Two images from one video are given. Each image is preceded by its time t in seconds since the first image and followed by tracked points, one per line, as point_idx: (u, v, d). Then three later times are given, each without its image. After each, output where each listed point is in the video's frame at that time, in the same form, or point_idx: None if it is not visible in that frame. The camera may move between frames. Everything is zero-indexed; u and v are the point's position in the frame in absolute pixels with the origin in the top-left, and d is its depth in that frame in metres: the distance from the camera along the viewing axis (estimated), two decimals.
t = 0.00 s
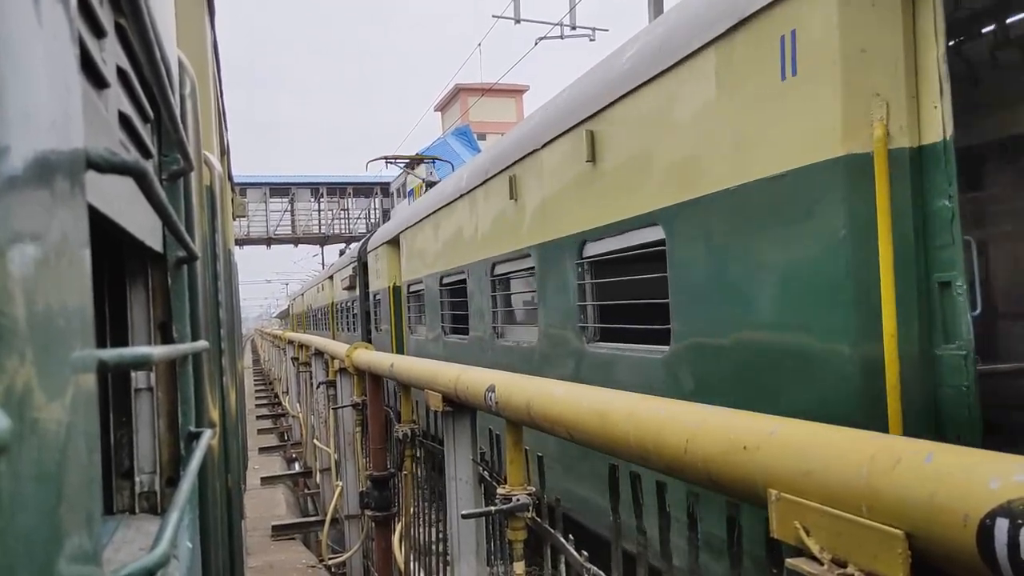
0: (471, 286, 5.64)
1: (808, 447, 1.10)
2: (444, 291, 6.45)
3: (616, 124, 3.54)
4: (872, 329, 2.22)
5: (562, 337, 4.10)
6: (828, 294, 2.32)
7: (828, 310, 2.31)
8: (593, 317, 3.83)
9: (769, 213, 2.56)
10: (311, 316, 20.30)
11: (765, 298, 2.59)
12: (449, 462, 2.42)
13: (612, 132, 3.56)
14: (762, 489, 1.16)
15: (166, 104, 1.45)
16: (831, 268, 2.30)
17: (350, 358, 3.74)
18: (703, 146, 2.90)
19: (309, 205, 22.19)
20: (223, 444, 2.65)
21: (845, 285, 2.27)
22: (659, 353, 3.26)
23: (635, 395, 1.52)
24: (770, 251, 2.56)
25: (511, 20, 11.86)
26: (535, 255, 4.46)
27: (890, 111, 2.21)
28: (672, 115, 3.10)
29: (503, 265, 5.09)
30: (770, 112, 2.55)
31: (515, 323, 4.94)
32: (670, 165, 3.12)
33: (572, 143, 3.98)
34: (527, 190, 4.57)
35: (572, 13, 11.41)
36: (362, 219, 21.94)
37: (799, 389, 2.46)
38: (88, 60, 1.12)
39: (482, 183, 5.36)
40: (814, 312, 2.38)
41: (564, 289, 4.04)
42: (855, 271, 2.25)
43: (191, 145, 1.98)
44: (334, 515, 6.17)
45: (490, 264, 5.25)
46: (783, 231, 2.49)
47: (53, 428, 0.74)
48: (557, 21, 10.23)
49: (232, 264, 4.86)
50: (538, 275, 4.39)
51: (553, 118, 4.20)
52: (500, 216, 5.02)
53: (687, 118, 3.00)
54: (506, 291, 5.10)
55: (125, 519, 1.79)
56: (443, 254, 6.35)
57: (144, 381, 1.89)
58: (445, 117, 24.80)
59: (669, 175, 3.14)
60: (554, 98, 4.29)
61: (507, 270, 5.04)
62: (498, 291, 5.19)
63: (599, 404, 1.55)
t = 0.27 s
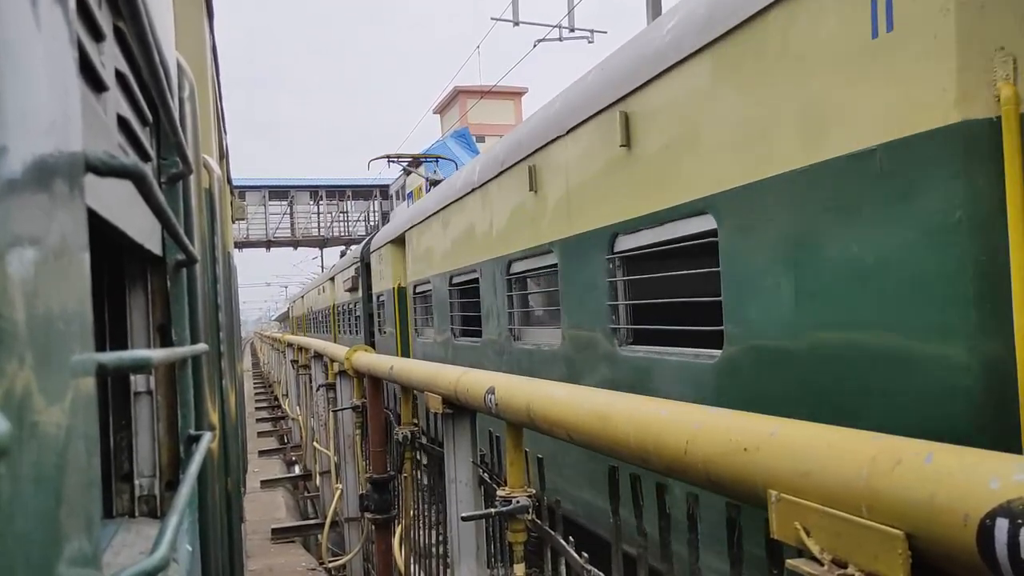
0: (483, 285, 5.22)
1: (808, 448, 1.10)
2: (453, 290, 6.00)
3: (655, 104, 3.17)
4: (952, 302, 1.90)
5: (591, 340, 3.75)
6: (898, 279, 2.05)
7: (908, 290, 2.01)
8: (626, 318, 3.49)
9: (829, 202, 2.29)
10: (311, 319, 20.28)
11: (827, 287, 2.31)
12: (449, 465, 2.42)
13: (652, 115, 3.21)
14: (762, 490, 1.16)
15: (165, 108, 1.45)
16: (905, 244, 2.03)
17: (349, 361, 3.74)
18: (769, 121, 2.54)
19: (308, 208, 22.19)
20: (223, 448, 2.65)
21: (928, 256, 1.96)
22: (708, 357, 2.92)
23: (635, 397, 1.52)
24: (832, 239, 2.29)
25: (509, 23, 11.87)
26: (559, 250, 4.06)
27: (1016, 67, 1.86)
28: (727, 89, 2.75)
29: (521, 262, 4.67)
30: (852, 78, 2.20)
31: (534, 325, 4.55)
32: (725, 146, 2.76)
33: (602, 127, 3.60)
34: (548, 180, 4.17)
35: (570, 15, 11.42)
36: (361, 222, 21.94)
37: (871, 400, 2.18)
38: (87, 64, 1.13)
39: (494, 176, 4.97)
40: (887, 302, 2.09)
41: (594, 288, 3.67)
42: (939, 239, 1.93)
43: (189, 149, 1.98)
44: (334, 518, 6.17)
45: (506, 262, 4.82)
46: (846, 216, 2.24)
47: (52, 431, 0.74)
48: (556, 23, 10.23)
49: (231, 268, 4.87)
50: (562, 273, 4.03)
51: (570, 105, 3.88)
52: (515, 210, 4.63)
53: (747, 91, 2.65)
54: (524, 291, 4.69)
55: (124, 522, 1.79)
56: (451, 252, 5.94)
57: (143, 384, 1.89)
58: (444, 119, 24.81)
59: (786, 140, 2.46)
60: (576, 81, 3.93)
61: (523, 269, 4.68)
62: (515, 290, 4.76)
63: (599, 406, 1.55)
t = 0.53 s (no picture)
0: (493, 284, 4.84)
1: (809, 450, 1.10)
2: (462, 291, 5.67)
3: (694, 83, 2.83)
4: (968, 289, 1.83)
5: (617, 344, 3.40)
6: (913, 274, 1.96)
7: (931, 281, 1.91)
8: (658, 320, 3.16)
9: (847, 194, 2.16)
10: (311, 322, 20.27)
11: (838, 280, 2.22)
12: (449, 467, 2.42)
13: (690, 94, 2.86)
14: (761, 492, 1.16)
15: (165, 110, 1.45)
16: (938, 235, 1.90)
17: (348, 363, 3.74)
18: (840, 94, 2.21)
19: (307, 211, 22.20)
20: (222, 450, 2.65)
21: (947, 245, 1.87)
22: (758, 364, 2.61)
23: (633, 399, 1.51)
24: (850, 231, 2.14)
25: (508, 26, 11.90)
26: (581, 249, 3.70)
27: None
28: (782, 63, 2.41)
29: (536, 260, 4.26)
30: (935, 40, 1.89)
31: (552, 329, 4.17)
32: (783, 123, 2.42)
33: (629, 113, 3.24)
34: (567, 174, 3.81)
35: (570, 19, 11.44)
36: (361, 225, 21.94)
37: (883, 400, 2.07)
38: (86, 66, 1.13)
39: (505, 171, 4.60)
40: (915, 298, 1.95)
41: (621, 289, 3.32)
42: (971, 232, 1.81)
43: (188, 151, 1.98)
44: (334, 521, 6.17)
45: (520, 260, 4.40)
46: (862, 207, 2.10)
47: (52, 434, 0.74)
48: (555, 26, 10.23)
49: (231, 271, 4.87)
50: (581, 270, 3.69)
51: (578, 98, 3.66)
52: (529, 207, 4.26)
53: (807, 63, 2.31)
54: (539, 290, 4.30)
55: (123, 526, 1.79)
56: (459, 251, 5.60)
57: (143, 387, 1.89)
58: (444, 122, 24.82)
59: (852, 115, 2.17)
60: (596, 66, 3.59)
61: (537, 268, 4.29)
62: (530, 290, 4.35)
63: (599, 408, 1.54)
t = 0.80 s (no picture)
0: (505, 279, 4.73)
1: (809, 449, 1.10)
2: (470, 287, 5.63)
3: (734, 64, 2.64)
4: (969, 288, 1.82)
5: (640, 341, 3.23)
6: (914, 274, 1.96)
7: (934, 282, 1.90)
8: (688, 318, 3.00)
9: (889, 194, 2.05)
10: (311, 320, 20.29)
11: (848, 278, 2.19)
12: (449, 465, 2.42)
13: (729, 76, 2.67)
14: (761, 491, 1.16)
15: (166, 107, 1.45)
16: (976, 245, 1.83)
17: (349, 361, 3.74)
18: (897, 75, 2.03)
19: (308, 209, 22.20)
20: (222, 448, 2.65)
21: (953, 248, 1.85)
22: (803, 366, 2.42)
23: (633, 397, 1.52)
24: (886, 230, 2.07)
25: (510, 24, 11.88)
26: (603, 241, 3.52)
27: None
28: (836, 39, 2.22)
29: (551, 255, 4.12)
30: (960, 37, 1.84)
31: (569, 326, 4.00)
32: (833, 108, 2.25)
33: (660, 96, 3.05)
34: (589, 162, 3.62)
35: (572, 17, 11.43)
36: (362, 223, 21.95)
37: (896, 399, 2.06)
38: (87, 62, 1.12)
39: (521, 159, 4.41)
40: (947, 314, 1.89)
41: (646, 283, 3.14)
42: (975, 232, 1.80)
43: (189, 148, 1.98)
44: (334, 519, 6.17)
45: (534, 255, 4.25)
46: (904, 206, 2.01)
47: (52, 431, 0.74)
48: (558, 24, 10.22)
49: (232, 269, 4.88)
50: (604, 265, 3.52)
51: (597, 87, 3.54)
52: (547, 196, 4.07)
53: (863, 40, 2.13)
54: (554, 286, 4.13)
55: (123, 523, 1.79)
56: (468, 246, 5.53)
57: (143, 384, 1.89)
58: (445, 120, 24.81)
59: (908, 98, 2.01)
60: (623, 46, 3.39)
61: (555, 263, 4.12)
62: (545, 286, 4.19)
63: (600, 407, 1.54)
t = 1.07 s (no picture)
0: (513, 276, 4.72)
1: (808, 449, 1.10)
2: (476, 284, 5.63)
3: (758, 47, 2.52)
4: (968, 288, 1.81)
5: (662, 342, 3.12)
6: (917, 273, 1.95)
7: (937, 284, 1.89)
8: (711, 317, 2.87)
9: (918, 189, 1.95)
10: (312, 319, 20.31)
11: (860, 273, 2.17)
12: (449, 463, 2.42)
13: (754, 60, 2.55)
14: (762, 490, 1.16)
15: (166, 106, 1.45)
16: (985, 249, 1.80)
17: (351, 360, 3.74)
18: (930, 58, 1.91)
19: (309, 207, 22.20)
20: (223, 447, 2.65)
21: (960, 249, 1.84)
22: (843, 368, 2.24)
23: (632, 396, 1.52)
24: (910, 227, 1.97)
25: (511, 23, 11.89)
26: (620, 235, 3.43)
27: None
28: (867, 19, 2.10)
29: (562, 252, 4.09)
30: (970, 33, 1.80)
31: (580, 324, 3.97)
32: (861, 93, 2.13)
33: (681, 83, 2.94)
34: (602, 155, 3.56)
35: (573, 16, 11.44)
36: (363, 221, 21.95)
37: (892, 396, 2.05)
38: (87, 59, 1.12)
39: (534, 151, 4.32)
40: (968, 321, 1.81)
41: (667, 280, 3.04)
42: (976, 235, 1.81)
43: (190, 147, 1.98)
44: (335, 517, 6.18)
45: (545, 252, 4.22)
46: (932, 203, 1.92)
47: (53, 430, 0.74)
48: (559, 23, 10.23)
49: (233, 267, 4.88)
50: (621, 261, 3.40)
51: (604, 83, 3.52)
52: (563, 189, 3.98)
53: (893, 20, 2.01)
54: (565, 284, 4.10)
55: (124, 521, 1.79)
56: (476, 242, 5.50)
57: (145, 383, 1.89)
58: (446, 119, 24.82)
59: (944, 82, 1.88)
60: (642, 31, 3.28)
61: (571, 259, 4.02)
62: (556, 284, 4.17)
63: (601, 405, 1.54)
